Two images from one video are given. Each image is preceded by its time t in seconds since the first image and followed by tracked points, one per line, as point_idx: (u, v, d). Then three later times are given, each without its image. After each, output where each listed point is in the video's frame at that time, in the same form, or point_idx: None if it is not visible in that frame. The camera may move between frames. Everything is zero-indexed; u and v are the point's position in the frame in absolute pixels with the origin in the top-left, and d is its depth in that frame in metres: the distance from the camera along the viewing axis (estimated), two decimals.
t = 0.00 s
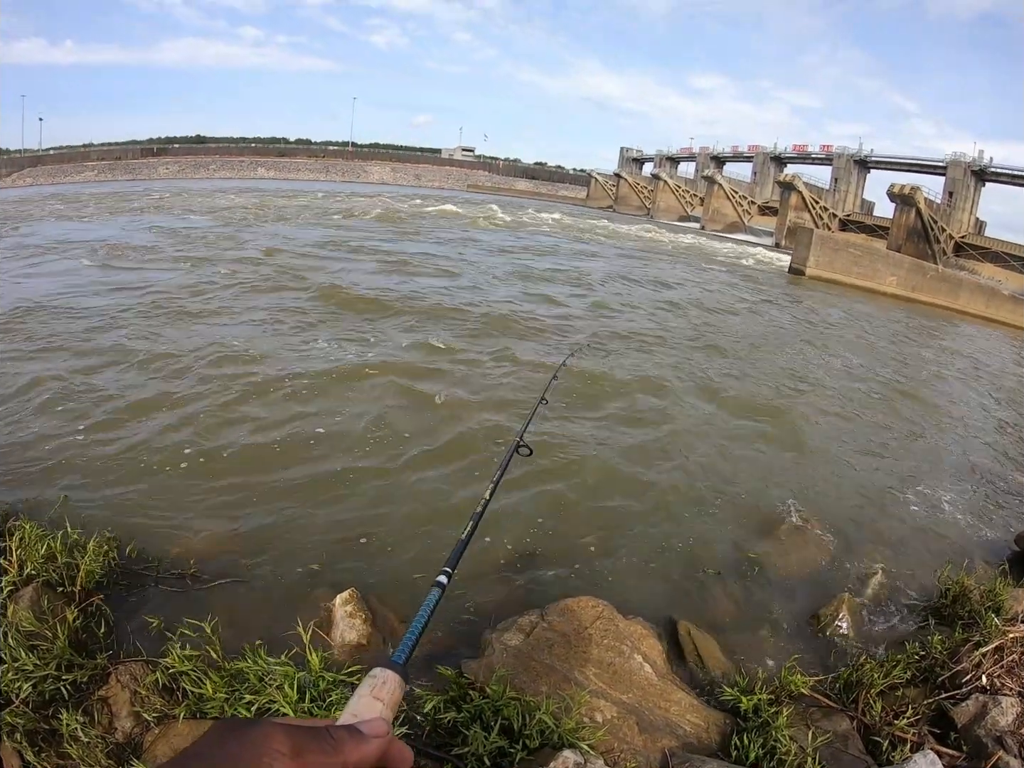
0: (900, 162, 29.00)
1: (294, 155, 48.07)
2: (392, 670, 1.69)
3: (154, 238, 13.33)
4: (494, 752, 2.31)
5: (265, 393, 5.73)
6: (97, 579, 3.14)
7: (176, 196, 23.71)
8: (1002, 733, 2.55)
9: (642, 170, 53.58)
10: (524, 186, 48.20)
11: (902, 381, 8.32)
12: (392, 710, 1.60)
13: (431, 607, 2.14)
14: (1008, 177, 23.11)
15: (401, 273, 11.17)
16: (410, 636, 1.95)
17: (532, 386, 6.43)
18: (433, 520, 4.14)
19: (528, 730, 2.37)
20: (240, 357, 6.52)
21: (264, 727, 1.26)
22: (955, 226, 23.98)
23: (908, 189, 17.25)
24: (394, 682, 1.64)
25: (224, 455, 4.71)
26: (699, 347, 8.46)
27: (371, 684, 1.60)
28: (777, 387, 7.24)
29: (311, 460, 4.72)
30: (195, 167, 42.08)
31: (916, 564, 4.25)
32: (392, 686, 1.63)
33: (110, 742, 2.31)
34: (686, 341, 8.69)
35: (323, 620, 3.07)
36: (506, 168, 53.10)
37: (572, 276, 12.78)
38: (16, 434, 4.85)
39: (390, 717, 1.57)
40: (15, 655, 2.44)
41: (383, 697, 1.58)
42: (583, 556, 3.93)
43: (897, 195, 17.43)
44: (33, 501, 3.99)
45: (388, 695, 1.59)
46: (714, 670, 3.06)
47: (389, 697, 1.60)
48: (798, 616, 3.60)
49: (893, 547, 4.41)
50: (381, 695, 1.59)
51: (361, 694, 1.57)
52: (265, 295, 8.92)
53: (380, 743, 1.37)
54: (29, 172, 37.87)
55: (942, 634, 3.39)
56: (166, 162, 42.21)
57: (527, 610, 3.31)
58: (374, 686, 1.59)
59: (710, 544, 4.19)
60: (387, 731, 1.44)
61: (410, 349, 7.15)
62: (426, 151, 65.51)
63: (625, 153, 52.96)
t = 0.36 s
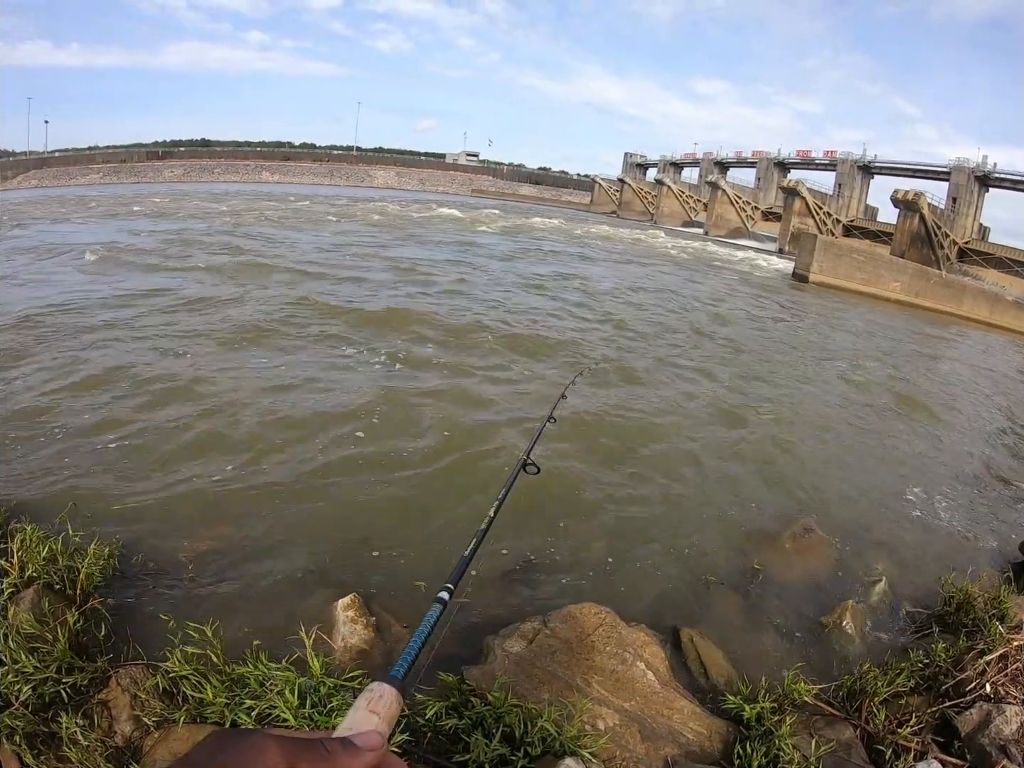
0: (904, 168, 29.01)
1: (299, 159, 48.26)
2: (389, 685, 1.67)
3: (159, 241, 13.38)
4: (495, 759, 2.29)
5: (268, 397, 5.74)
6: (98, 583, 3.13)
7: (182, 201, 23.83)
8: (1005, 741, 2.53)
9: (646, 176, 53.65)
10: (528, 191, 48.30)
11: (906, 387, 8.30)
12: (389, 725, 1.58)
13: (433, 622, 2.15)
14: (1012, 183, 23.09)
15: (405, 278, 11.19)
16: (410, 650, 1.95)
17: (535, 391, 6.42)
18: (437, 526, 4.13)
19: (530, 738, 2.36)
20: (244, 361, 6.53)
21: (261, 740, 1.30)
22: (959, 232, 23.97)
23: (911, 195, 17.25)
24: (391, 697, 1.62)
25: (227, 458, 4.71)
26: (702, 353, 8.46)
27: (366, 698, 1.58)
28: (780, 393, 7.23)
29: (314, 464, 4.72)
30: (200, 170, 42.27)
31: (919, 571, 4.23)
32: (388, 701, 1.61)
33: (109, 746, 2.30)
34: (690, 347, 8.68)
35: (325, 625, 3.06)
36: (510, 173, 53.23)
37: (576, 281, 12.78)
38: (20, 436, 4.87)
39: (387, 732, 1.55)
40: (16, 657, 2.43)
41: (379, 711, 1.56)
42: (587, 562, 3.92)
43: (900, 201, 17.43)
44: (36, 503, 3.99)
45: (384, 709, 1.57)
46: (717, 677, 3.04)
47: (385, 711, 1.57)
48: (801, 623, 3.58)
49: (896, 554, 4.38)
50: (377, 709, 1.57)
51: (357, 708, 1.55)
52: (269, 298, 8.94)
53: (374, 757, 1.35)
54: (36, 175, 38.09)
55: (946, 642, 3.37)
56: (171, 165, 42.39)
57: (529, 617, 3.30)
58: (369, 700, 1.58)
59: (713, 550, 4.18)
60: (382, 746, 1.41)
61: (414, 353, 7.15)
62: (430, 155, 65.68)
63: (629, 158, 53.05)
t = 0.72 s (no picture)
0: (906, 170, 28.98)
1: (301, 160, 48.36)
2: (401, 677, 1.69)
3: (162, 243, 13.42)
4: (496, 760, 2.29)
5: (270, 397, 5.75)
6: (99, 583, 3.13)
7: (185, 201, 23.91)
8: (1006, 743, 2.53)
9: (647, 177, 53.69)
10: (529, 193, 48.36)
11: (907, 388, 8.29)
12: (401, 718, 1.59)
13: (442, 613, 2.12)
14: (1014, 184, 23.06)
15: (407, 279, 11.21)
16: (419, 643, 1.93)
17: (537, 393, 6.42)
18: (438, 527, 4.13)
19: (530, 739, 2.36)
20: (246, 361, 6.54)
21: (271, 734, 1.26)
22: (961, 234, 23.95)
23: (913, 197, 17.23)
24: (403, 689, 1.64)
25: (228, 458, 4.72)
26: (704, 354, 8.45)
27: (379, 689, 1.60)
28: (781, 394, 7.23)
29: (315, 464, 4.73)
30: (202, 172, 42.39)
31: (920, 572, 4.23)
32: (400, 693, 1.63)
33: (109, 745, 2.30)
34: (691, 348, 8.67)
35: (326, 626, 3.06)
36: (511, 174, 53.28)
37: (578, 283, 12.78)
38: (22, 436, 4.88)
39: (399, 724, 1.56)
40: (16, 657, 2.43)
41: (392, 702, 1.57)
42: (588, 564, 3.91)
43: (902, 203, 17.42)
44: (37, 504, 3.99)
45: (396, 702, 1.59)
46: (717, 678, 3.04)
47: (397, 703, 1.59)
48: (802, 625, 3.58)
49: (897, 556, 4.38)
50: (389, 701, 1.58)
51: (369, 700, 1.57)
52: (272, 299, 8.96)
53: (387, 748, 1.36)
54: (39, 176, 38.23)
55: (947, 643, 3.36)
56: (174, 167, 42.48)
57: (529, 618, 3.30)
58: (382, 691, 1.60)
59: (714, 552, 4.18)
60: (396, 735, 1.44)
61: (415, 354, 7.16)
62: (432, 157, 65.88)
63: (630, 160, 53.08)
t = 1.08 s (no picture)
0: (907, 169, 28.94)
1: (302, 159, 48.35)
2: (393, 689, 1.69)
3: (163, 241, 13.41)
4: (496, 759, 2.29)
5: (271, 395, 5.75)
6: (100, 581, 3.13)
7: (186, 200, 23.91)
8: (1008, 742, 2.53)
9: (648, 176, 53.63)
10: (530, 192, 48.33)
11: (909, 387, 8.29)
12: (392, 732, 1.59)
13: (435, 630, 2.12)
14: (1016, 183, 23.03)
15: (408, 278, 11.20)
16: (412, 660, 1.93)
17: (538, 392, 6.42)
18: (440, 526, 4.11)
19: (531, 738, 2.35)
20: (247, 359, 6.54)
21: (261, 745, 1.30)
22: (962, 233, 23.92)
23: (915, 196, 17.21)
24: (394, 702, 1.63)
25: (229, 456, 4.72)
26: (705, 353, 8.45)
27: (371, 703, 1.59)
28: (782, 393, 7.23)
29: (317, 462, 4.74)
30: (203, 171, 42.39)
31: (921, 571, 4.22)
32: (392, 707, 1.62)
33: (110, 744, 2.30)
34: (693, 347, 8.66)
35: (327, 624, 3.06)
36: (512, 173, 53.26)
37: (579, 282, 12.78)
38: (24, 435, 4.88)
39: (389, 737, 1.56)
40: (17, 656, 2.43)
41: (383, 716, 1.57)
42: (592, 563, 3.90)
43: (904, 202, 17.40)
44: (38, 502, 3.99)
45: (388, 715, 1.58)
46: (718, 677, 3.04)
47: (389, 717, 1.59)
48: (803, 624, 3.57)
49: (898, 555, 4.38)
50: (380, 715, 1.58)
51: (359, 714, 1.57)
52: (273, 297, 8.96)
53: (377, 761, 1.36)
54: (40, 175, 38.23)
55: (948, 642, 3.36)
56: (175, 167, 42.47)
57: (531, 617, 3.30)
58: (373, 705, 1.59)
59: (717, 551, 4.16)
60: (384, 751, 1.43)
61: (417, 353, 7.17)
62: (433, 156, 65.91)
63: (631, 159, 53.03)
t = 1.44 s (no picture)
0: (907, 167, 28.93)
1: (301, 157, 48.26)
2: (403, 684, 1.70)
3: (162, 239, 13.40)
4: (496, 756, 2.29)
5: (271, 393, 5.76)
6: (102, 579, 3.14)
7: (184, 198, 23.86)
8: (1006, 740, 2.54)
9: (647, 174, 53.58)
10: (530, 190, 48.27)
11: (908, 385, 8.30)
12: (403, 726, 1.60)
13: (446, 621, 2.15)
14: (1016, 181, 23.02)
15: (408, 276, 11.20)
16: (423, 650, 1.95)
17: (538, 389, 6.42)
18: (440, 524, 4.11)
19: (531, 734, 2.36)
20: (247, 358, 6.54)
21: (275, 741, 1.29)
22: (961, 231, 23.92)
23: (914, 194, 17.21)
24: (406, 697, 1.65)
25: (229, 455, 4.73)
26: (705, 351, 8.45)
27: (383, 698, 1.61)
28: (782, 390, 7.23)
29: (317, 460, 4.74)
30: (202, 169, 42.29)
31: (920, 568, 4.24)
32: (404, 701, 1.64)
33: (112, 742, 2.31)
34: (693, 346, 8.65)
35: (327, 621, 3.07)
36: (512, 172, 53.21)
37: (579, 280, 12.78)
38: (25, 434, 4.89)
39: (402, 731, 1.57)
40: (19, 654, 2.44)
41: (395, 710, 1.59)
42: (591, 561, 3.90)
43: (903, 200, 17.39)
44: (39, 501, 4.00)
45: (399, 710, 1.60)
46: (718, 674, 3.05)
47: (401, 711, 1.60)
48: (802, 621, 3.59)
49: (898, 552, 4.39)
50: (393, 709, 1.60)
51: (372, 707, 1.58)
52: (273, 296, 8.96)
53: (389, 757, 1.39)
54: (39, 174, 38.15)
55: (947, 639, 3.37)
56: (174, 165, 42.39)
57: (531, 615, 3.30)
58: (385, 699, 1.61)
59: (716, 550, 4.17)
60: (397, 745, 1.45)
61: (416, 350, 7.16)
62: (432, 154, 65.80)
63: (631, 157, 52.97)
